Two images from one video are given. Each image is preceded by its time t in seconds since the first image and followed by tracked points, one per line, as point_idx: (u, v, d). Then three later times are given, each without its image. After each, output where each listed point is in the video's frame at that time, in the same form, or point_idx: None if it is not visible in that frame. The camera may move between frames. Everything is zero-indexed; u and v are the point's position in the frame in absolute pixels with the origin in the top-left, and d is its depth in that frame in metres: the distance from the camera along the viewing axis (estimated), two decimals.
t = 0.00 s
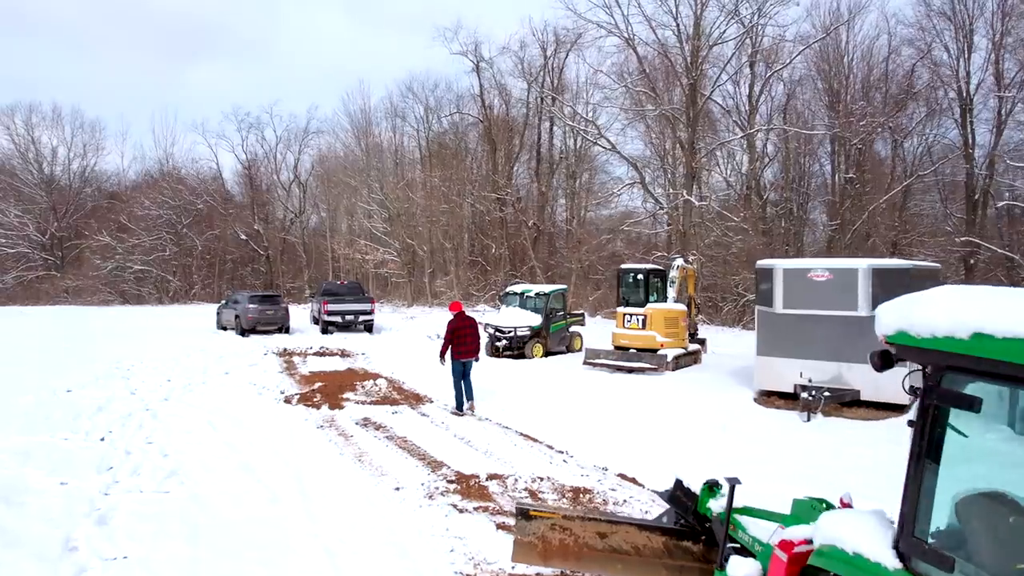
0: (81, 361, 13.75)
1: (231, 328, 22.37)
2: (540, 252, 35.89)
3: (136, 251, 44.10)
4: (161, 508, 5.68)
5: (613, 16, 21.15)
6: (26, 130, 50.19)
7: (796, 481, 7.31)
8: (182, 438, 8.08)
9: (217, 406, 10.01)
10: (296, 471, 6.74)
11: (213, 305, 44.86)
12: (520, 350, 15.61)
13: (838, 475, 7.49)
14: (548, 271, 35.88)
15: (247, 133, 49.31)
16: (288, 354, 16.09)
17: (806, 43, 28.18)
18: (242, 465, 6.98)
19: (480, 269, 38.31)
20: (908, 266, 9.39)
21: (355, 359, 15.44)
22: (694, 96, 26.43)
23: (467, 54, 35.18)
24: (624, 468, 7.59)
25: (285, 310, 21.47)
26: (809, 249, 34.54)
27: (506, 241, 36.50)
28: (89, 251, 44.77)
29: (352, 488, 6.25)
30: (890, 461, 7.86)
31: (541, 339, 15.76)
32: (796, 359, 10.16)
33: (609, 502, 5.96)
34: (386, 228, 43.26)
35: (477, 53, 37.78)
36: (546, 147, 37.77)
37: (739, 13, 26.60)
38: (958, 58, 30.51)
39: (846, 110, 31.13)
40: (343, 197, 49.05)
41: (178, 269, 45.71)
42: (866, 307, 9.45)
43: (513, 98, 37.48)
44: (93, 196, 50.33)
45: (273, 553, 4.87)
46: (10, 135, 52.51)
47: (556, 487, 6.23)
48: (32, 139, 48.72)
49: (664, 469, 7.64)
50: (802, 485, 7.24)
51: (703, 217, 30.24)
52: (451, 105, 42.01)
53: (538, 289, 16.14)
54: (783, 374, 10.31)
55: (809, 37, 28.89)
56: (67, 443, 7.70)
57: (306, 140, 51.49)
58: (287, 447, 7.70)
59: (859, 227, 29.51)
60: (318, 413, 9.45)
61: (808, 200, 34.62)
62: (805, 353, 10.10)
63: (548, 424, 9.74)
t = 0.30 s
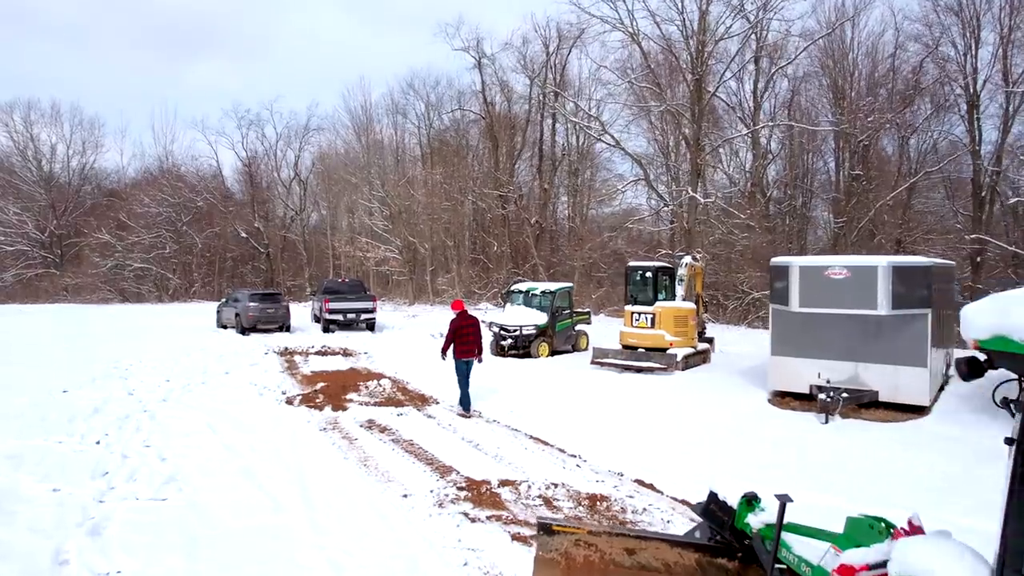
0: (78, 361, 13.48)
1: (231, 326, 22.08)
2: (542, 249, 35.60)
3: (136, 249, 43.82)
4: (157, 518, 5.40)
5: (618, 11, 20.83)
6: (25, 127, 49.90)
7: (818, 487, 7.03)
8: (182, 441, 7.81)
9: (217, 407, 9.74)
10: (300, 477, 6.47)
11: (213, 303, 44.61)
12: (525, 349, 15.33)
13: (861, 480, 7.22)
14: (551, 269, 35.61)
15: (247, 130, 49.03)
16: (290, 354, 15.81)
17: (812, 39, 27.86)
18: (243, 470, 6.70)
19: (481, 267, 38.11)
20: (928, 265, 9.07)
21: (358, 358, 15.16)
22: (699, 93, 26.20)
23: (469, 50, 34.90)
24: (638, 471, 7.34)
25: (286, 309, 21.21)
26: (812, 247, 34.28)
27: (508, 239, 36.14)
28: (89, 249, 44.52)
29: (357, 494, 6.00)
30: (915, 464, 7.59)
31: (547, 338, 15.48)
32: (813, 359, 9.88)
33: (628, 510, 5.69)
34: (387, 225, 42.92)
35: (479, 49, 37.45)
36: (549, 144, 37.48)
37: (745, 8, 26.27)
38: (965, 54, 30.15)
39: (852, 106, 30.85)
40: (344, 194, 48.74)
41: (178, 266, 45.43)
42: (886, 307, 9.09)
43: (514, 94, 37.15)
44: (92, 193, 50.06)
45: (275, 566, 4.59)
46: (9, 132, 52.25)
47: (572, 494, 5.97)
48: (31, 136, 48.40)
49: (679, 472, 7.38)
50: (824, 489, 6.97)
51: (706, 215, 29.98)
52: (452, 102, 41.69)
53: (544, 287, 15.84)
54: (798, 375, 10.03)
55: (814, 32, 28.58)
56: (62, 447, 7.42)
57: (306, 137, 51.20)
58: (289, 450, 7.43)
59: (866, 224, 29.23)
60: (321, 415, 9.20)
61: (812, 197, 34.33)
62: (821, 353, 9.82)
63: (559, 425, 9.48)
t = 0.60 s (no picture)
0: (75, 360, 13.18)
1: (231, 323, 21.80)
2: (545, 245, 35.32)
3: (135, 246, 43.45)
4: (153, 527, 5.12)
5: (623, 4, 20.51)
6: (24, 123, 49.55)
7: (841, 490, 6.74)
8: (180, 444, 7.54)
9: (216, 408, 9.46)
10: (302, 483, 6.20)
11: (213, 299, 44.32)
12: (531, 347, 15.05)
13: (886, 482, 6.92)
14: (553, 265, 35.34)
15: (247, 126, 48.73)
16: (290, 352, 15.51)
17: (818, 32, 27.53)
18: (243, 474, 6.43)
19: (483, 263, 37.56)
20: (950, 260, 8.72)
21: (360, 356, 14.87)
22: (704, 88, 25.95)
23: (471, 44, 34.53)
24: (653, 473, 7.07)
25: (287, 305, 20.92)
26: (816, 243, 33.99)
27: (511, 235, 35.81)
28: (88, 245, 44.19)
29: (363, 501, 5.73)
30: (940, 467, 7.29)
31: (552, 335, 15.20)
32: (829, 358, 9.60)
33: (648, 519, 5.40)
34: (388, 221, 42.58)
35: (481, 43, 37.10)
36: (551, 139, 37.19)
37: None
38: (971, 48, 29.81)
39: (859, 100, 30.56)
40: (344, 190, 48.46)
41: (178, 263, 45.13)
42: (907, 305, 8.78)
43: (516, 89, 36.80)
44: (92, 189, 49.75)
45: None
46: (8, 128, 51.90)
47: (587, 500, 5.70)
48: (30, 132, 48.07)
49: (696, 474, 7.11)
50: (847, 493, 6.68)
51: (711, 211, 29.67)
52: (453, 97, 41.36)
53: (550, 283, 15.55)
54: (815, 374, 9.75)
55: (820, 26, 28.22)
56: (55, 449, 7.15)
57: (307, 133, 50.89)
58: (291, 453, 7.16)
59: (872, 219, 28.93)
60: (323, 415, 8.93)
61: (817, 193, 34.02)
62: (839, 352, 9.54)
63: (568, 425, 9.21)
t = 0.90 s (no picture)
0: (72, 357, 12.90)
1: (231, 319, 21.52)
2: (547, 240, 34.98)
3: (135, 241, 43.13)
4: (147, 536, 4.84)
5: None
6: (22, 117, 49.17)
7: (866, 491, 6.42)
8: (178, 445, 7.26)
9: (215, 407, 9.18)
10: (304, 487, 5.92)
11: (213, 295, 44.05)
12: (536, 343, 14.76)
13: (913, 482, 6.60)
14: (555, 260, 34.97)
15: (246, 120, 48.38)
16: (291, 348, 15.23)
17: (825, 24, 27.09)
18: (242, 478, 6.16)
19: (485, 258, 37.16)
20: (973, 253, 8.46)
21: (362, 353, 14.60)
22: (710, 80, 25.54)
23: (472, 36, 34.06)
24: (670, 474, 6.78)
25: (287, 301, 20.62)
26: (821, 238, 33.61)
27: (513, 230, 35.52)
28: (87, 240, 43.87)
29: (368, 508, 5.45)
30: (969, 467, 6.98)
31: (558, 331, 14.90)
32: (847, 356, 9.30)
33: (669, 526, 5.13)
34: (388, 216, 42.24)
35: (483, 36, 36.66)
36: (553, 133, 36.79)
37: None
38: (979, 40, 29.35)
39: (866, 93, 30.11)
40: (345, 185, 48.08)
41: (177, 258, 44.82)
42: (929, 300, 8.55)
43: (519, 83, 36.38)
44: (90, 184, 49.41)
45: None
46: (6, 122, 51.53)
47: (604, 506, 5.42)
48: (28, 126, 47.64)
49: (715, 476, 6.82)
50: (874, 494, 6.36)
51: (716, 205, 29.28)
52: (455, 91, 40.94)
53: (555, 279, 15.26)
54: (832, 372, 9.46)
55: (828, 17, 27.77)
56: (47, 451, 6.86)
57: (307, 127, 50.51)
58: (292, 455, 6.89)
59: (879, 213, 28.55)
60: (325, 414, 8.65)
61: (822, 188, 33.63)
62: (857, 349, 9.25)
63: (578, 424, 8.91)
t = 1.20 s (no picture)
0: (68, 354, 12.62)
1: (230, 314, 21.26)
2: (549, 235, 34.67)
3: (134, 235, 42.79)
4: (141, 546, 4.58)
5: None
6: (20, 111, 48.79)
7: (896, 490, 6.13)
8: (175, 446, 7.00)
9: (214, 405, 8.92)
10: (306, 492, 5.66)
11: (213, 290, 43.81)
12: (541, 339, 14.48)
13: (943, 475, 6.30)
14: (558, 255, 34.70)
15: (246, 114, 48.05)
16: (291, 345, 14.95)
17: (832, 15, 26.70)
18: (241, 482, 5.91)
19: (486, 253, 36.94)
20: (999, 250, 8.06)
21: (364, 349, 14.32)
22: (716, 72, 25.16)
23: (474, 29, 33.64)
24: (686, 467, 6.50)
25: (287, 297, 20.37)
26: (824, 233, 33.35)
27: (515, 225, 35.22)
28: (86, 235, 43.52)
29: (373, 514, 5.19)
30: (1000, 466, 6.68)
31: (563, 327, 14.62)
32: (868, 353, 9.08)
33: (690, 534, 4.87)
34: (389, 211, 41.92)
35: (484, 29, 36.29)
36: (555, 126, 36.44)
37: None
38: (988, 32, 28.97)
39: (872, 85, 29.76)
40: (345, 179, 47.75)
41: (177, 253, 44.57)
42: (952, 296, 8.08)
43: (521, 76, 36.01)
44: (89, 178, 49.09)
45: None
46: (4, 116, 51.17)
47: (620, 513, 5.17)
48: (26, 120, 47.29)
49: (733, 465, 6.53)
50: (902, 486, 6.06)
51: (721, 199, 28.92)
52: (456, 84, 40.55)
53: (560, 274, 14.96)
54: (850, 369, 9.18)
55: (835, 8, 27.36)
56: (38, 453, 6.59)
57: (307, 121, 50.17)
58: (293, 457, 6.63)
59: (886, 207, 28.26)
60: (327, 414, 8.38)
61: (827, 182, 33.31)
62: (876, 346, 9.03)
63: (586, 419, 8.63)
